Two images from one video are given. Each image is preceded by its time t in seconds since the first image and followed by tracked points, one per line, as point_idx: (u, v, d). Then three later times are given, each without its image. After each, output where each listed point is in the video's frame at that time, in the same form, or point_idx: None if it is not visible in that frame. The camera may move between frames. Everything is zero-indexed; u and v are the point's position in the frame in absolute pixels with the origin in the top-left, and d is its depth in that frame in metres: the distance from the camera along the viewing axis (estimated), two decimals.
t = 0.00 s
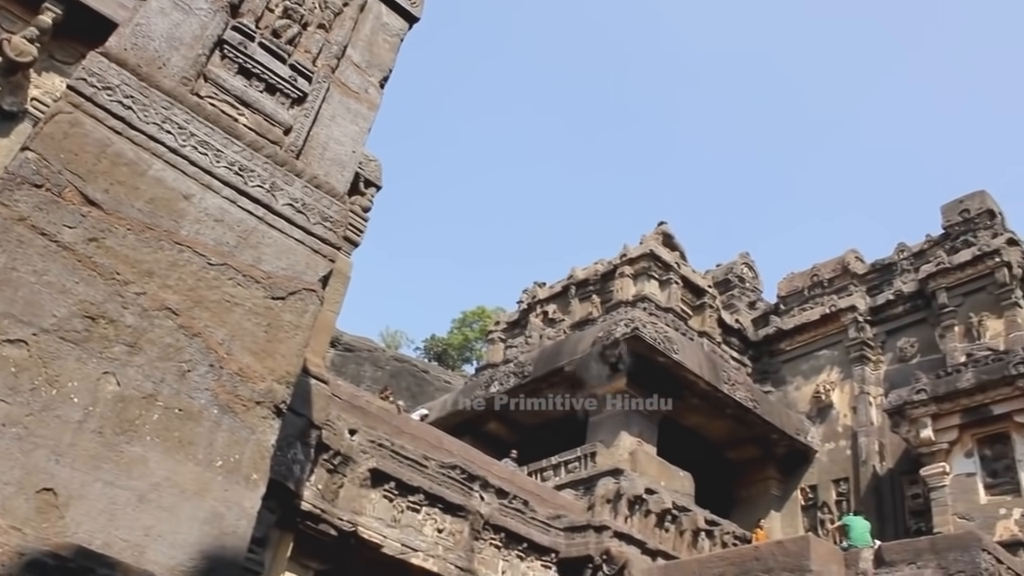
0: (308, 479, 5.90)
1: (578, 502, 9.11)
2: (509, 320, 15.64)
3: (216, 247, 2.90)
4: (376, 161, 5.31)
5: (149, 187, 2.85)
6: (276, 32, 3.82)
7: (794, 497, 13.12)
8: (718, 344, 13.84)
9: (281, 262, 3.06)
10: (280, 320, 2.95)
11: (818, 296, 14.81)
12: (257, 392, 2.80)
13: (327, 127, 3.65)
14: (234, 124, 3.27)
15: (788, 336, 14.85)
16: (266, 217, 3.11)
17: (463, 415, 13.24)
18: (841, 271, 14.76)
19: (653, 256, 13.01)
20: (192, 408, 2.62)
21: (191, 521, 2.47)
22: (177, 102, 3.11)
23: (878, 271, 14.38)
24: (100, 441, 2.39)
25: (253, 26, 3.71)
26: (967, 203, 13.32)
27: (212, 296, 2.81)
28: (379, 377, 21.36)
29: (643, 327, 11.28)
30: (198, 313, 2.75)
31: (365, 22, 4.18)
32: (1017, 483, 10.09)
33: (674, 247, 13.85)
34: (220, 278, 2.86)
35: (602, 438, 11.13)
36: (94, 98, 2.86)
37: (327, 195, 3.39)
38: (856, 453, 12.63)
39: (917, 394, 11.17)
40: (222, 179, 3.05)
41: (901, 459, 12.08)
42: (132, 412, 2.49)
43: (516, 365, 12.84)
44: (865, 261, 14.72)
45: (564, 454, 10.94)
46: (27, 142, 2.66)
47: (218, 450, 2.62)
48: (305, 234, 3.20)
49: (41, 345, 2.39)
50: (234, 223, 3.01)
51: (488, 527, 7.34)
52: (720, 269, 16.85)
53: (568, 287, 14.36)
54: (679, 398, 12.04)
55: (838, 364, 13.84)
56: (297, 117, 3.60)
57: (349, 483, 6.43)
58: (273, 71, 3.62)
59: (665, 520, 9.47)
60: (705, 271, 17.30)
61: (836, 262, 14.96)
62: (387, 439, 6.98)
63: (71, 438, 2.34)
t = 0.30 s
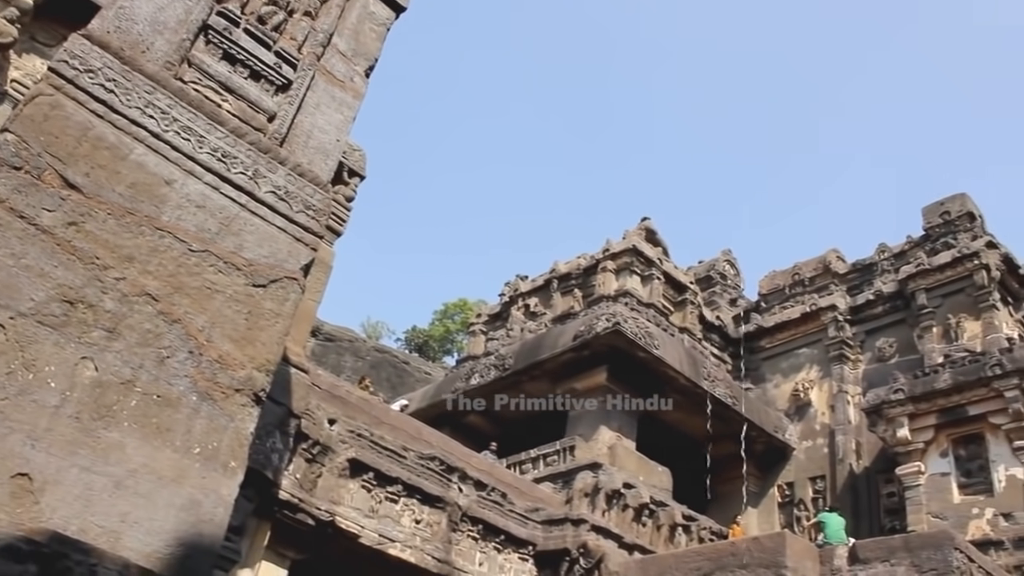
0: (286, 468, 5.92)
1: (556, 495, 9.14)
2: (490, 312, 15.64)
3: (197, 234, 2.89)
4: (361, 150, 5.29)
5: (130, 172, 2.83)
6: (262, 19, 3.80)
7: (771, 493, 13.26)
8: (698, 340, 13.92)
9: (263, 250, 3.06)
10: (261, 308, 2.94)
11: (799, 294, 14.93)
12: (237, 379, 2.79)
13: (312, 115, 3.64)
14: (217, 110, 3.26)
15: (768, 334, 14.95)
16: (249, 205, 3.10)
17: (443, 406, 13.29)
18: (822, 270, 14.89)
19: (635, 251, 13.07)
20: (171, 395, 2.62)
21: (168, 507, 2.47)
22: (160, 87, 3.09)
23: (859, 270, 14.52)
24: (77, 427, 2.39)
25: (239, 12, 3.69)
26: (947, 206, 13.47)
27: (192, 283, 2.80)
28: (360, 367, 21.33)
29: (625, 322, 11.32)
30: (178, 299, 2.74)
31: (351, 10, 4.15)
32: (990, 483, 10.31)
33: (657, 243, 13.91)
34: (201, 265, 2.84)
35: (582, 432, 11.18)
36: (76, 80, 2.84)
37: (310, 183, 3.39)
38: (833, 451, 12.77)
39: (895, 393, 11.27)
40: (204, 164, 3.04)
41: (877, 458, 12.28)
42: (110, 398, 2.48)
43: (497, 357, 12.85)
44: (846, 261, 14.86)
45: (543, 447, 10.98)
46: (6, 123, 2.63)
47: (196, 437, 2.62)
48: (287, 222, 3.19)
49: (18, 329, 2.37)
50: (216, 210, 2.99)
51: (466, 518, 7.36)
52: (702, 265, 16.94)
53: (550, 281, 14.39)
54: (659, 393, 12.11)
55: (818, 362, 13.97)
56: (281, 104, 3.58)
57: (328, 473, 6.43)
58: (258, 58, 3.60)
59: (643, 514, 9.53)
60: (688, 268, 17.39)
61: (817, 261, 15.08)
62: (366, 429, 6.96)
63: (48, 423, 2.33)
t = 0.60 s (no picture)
0: (269, 458, 5.94)
1: (539, 489, 9.16)
2: (476, 305, 15.63)
3: (183, 221, 2.87)
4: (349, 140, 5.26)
5: (116, 157, 2.81)
6: (251, 6, 3.78)
7: (753, 490, 13.32)
8: (683, 336, 13.97)
9: (249, 238, 3.04)
10: (246, 297, 2.93)
11: (784, 292, 15.01)
12: (220, 367, 2.78)
13: (300, 104, 3.62)
14: (205, 97, 3.24)
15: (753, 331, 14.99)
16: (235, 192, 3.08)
17: (428, 398, 13.30)
18: (808, 269, 14.97)
19: (622, 246, 13.09)
20: (154, 382, 2.61)
21: (148, 494, 2.47)
22: (147, 72, 3.07)
23: (844, 269, 14.62)
24: (58, 413, 2.38)
25: None
26: (933, 207, 13.58)
27: (177, 270, 2.79)
28: (345, 358, 21.28)
29: (610, 317, 11.35)
30: (162, 286, 2.73)
31: None
32: (970, 483, 10.44)
33: (644, 238, 13.94)
34: (186, 252, 2.83)
35: (565, 426, 11.21)
36: (62, 64, 2.81)
37: (297, 172, 3.37)
38: (815, 449, 12.88)
39: (877, 392, 11.36)
40: (191, 151, 3.02)
41: (858, 457, 12.40)
42: (92, 384, 2.47)
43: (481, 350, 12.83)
44: (831, 260, 14.95)
45: (527, 441, 11.00)
46: None
47: (179, 425, 2.61)
48: (274, 210, 3.18)
49: None
50: (203, 197, 2.98)
51: (448, 510, 7.37)
52: (688, 262, 16.99)
53: (537, 275, 14.40)
54: (643, 389, 12.17)
55: (802, 360, 14.07)
56: (269, 92, 3.56)
57: (310, 464, 6.42)
58: (247, 45, 3.59)
59: (625, 509, 9.57)
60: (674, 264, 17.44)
61: (803, 259, 15.17)
62: (350, 420, 6.97)
63: (29, 409, 2.32)
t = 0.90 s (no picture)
0: (252, 447, 5.96)
1: (522, 482, 9.16)
2: (462, 297, 15.61)
3: (169, 207, 2.86)
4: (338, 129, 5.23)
5: (103, 141, 2.79)
6: None
7: (734, 487, 13.40)
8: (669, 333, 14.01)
9: (236, 226, 3.02)
10: (231, 284, 2.92)
11: (770, 291, 15.08)
12: (205, 355, 2.77)
13: (290, 92, 3.60)
14: (194, 82, 3.21)
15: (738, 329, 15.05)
16: (223, 179, 3.06)
17: (412, 389, 13.29)
18: (794, 268, 15.05)
19: (609, 241, 13.10)
20: (137, 367, 2.59)
21: (130, 481, 2.46)
22: (136, 56, 3.04)
23: (830, 269, 14.71)
24: (40, 397, 2.36)
25: None
26: (919, 209, 13.67)
27: (163, 256, 2.77)
28: (329, 348, 21.23)
29: (596, 312, 11.37)
30: (148, 273, 2.71)
31: None
32: (949, 483, 10.56)
33: (631, 234, 13.97)
34: (172, 238, 2.82)
35: (549, 420, 11.25)
36: (50, 45, 2.78)
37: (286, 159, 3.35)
38: (798, 447, 12.97)
39: (860, 392, 11.43)
40: (179, 137, 3.00)
41: (840, 456, 12.51)
42: (75, 369, 2.45)
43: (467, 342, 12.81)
44: (817, 260, 15.04)
45: (511, 434, 11.02)
46: None
47: (161, 412, 2.60)
48: (261, 198, 3.16)
49: None
50: (190, 183, 2.96)
51: (431, 503, 7.37)
52: (675, 258, 17.04)
53: (524, 269, 14.40)
54: (628, 383, 12.22)
55: (786, 359, 14.15)
56: (259, 80, 3.54)
57: (294, 453, 6.41)
58: (237, 31, 3.56)
59: (607, 504, 9.61)
60: (661, 261, 17.48)
61: (789, 258, 15.24)
62: (334, 410, 6.96)
63: (11, 393, 2.30)
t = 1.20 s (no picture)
0: (235, 437, 5.94)
1: (505, 476, 9.17)
2: (447, 290, 15.59)
3: (154, 195, 2.84)
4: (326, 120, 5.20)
5: (87, 128, 2.77)
6: None
7: (716, 483, 13.50)
8: (654, 329, 14.06)
9: (221, 215, 3.01)
10: (216, 274, 2.91)
11: (755, 289, 15.15)
12: (188, 344, 2.76)
13: (277, 81, 3.58)
14: (181, 70, 3.19)
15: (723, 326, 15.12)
16: (209, 168, 3.05)
17: (396, 382, 13.28)
18: (779, 266, 15.14)
19: (595, 237, 13.13)
20: (120, 356, 2.58)
21: (111, 470, 2.45)
22: (122, 43, 3.02)
23: (815, 268, 14.82)
24: (20, 384, 2.35)
25: None
26: (904, 209, 13.79)
27: (148, 245, 2.76)
28: (314, 339, 21.15)
29: (581, 307, 11.39)
30: (131, 261, 2.70)
31: None
32: (929, 482, 10.67)
33: (618, 230, 14.00)
34: (157, 227, 2.80)
35: (533, 414, 11.29)
36: (34, 30, 2.75)
37: (272, 149, 3.33)
38: (780, 444, 13.07)
39: (843, 390, 11.51)
40: (165, 125, 2.98)
41: (822, 453, 12.63)
42: (56, 357, 2.44)
43: (451, 335, 12.81)
44: (802, 258, 15.14)
45: (494, 428, 11.03)
46: None
47: (144, 402, 2.59)
48: (247, 187, 3.14)
49: None
50: (175, 171, 2.95)
51: (413, 495, 7.38)
52: (661, 255, 17.09)
53: (509, 262, 14.41)
54: (611, 378, 12.26)
55: (769, 356, 14.24)
56: (246, 69, 3.52)
57: (276, 444, 6.41)
58: (224, 19, 3.54)
59: (590, 499, 9.65)
60: (647, 256, 17.52)
61: (774, 256, 15.32)
62: (318, 401, 6.94)
63: None
